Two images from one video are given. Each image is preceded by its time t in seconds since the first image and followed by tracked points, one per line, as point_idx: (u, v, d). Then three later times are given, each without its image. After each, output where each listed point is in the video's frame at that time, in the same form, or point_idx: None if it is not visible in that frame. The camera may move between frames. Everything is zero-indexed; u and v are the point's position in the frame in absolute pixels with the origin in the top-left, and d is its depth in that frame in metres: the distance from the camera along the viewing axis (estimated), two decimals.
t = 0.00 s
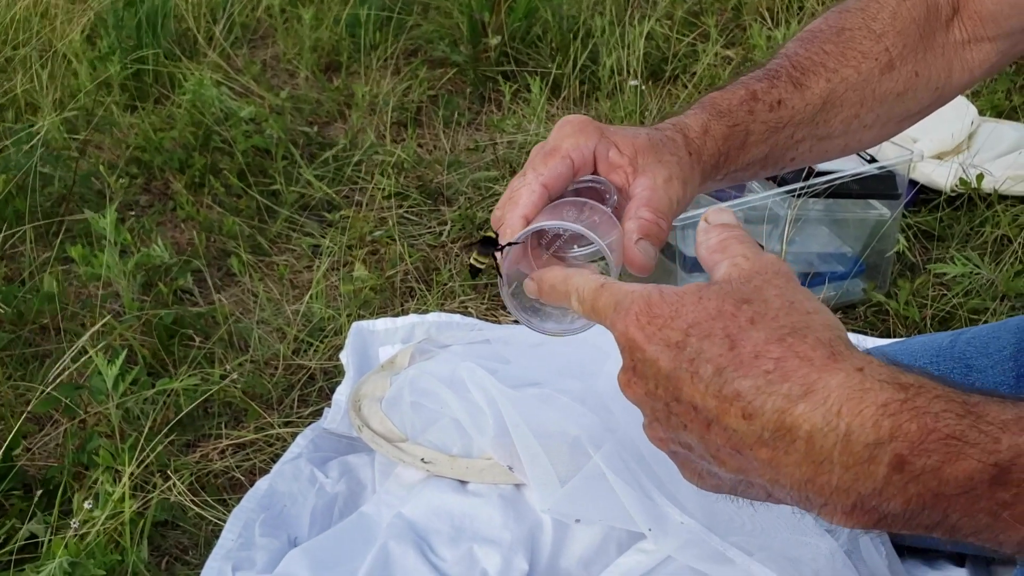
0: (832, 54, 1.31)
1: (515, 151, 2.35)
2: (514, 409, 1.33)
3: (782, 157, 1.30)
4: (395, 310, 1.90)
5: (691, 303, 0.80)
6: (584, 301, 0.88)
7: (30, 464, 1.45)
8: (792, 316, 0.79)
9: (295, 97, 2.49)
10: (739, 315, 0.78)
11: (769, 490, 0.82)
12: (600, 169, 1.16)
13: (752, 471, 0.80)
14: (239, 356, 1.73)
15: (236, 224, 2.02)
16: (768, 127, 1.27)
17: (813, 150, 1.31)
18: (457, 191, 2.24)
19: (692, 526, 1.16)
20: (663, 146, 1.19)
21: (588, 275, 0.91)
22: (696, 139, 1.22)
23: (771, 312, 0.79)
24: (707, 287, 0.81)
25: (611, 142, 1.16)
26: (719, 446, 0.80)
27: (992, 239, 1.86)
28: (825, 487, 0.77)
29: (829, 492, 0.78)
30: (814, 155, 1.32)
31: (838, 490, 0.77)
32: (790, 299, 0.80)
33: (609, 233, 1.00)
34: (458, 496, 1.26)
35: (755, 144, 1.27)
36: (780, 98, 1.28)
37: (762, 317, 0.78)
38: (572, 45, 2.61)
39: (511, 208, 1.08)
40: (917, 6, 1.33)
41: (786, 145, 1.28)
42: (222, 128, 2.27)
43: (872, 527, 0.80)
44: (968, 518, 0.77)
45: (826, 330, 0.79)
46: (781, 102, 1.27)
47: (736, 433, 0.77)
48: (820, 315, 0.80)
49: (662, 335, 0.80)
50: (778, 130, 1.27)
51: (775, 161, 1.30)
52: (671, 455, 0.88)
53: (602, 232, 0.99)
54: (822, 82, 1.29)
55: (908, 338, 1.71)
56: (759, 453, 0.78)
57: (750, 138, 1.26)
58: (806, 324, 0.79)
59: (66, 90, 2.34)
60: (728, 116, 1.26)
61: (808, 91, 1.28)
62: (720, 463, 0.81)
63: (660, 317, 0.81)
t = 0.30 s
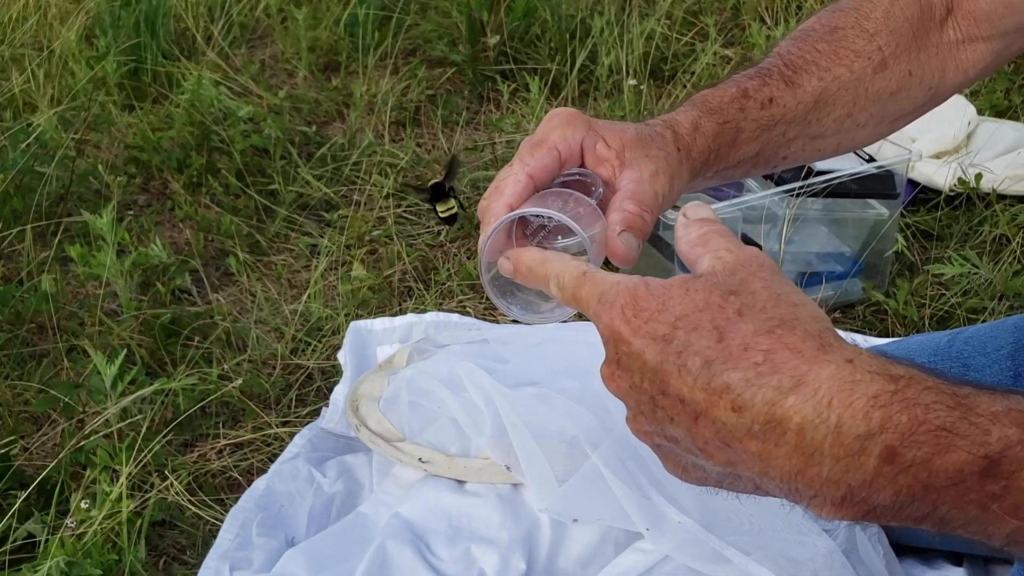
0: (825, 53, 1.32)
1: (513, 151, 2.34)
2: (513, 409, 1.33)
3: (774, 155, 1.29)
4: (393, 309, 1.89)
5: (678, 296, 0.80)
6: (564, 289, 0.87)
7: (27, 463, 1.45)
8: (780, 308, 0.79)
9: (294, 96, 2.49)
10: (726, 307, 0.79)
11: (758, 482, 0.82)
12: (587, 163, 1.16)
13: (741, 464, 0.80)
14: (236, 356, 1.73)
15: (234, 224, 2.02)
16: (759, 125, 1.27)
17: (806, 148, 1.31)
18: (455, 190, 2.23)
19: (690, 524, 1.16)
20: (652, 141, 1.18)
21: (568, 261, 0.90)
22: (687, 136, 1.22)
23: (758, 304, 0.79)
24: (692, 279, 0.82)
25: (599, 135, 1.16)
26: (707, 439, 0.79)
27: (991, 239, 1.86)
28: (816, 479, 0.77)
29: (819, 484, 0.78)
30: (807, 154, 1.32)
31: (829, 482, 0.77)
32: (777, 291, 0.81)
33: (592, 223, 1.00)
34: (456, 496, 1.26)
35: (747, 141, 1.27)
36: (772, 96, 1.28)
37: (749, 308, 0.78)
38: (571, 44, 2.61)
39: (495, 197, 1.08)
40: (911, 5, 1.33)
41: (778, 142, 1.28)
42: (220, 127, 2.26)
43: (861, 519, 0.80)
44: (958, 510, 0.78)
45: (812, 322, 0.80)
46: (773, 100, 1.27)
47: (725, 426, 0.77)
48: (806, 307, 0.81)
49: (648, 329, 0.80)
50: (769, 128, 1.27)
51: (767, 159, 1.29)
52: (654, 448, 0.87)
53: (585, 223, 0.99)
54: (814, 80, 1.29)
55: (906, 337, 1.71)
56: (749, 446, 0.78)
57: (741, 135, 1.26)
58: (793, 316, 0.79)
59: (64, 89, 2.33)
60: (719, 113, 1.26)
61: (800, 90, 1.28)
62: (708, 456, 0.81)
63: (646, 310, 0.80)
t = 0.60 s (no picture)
0: (820, 51, 1.32)
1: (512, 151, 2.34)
2: (513, 409, 1.33)
3: (768, 152, 1.30)
4: (393, 309, 1.90)
5: (672, 290, 0.80)
6: (554, 279, 0.87)
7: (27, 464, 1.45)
8: (772, 300, 0.79)
9: (294, 96, 2.48)
10: (719, 299, 0.79)
11: (750, 474, 0.82)
12: (581, 158, 1.16)
13: (734, 456, 0.80)
14: (236, 356, 1.73)
15: (234, 224, 2.02)
16: (754, 122, 1.27)
17: (800, 147, 1.31)
18: (455, 190, 2.23)
19: (689, 524, 1.16)
20: (646, 137, 1.18)
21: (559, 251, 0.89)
22: (681, 133, 1.22)
23: (751, 296, 0.79)
24: (684, 272, 0.82)
25: (593, 131, 1.16)
26: (700, 431, 0.80)
27: (990, 239, 1.86)
28: (808, 469, 0.78)
29: (811, 474, 0.78)
30: (801, 151, 1.32)
31: (822, 473, 0.77)
32: (769, 283, 0.81)
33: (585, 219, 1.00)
34: (455, 496, 1.26)
35: (741, 138, 1.27)
36: (767, 93, 1.28)
37: (741, 299, 0.79)
38: (571, 44, 2.61)
39: (488, 193, 1.09)
40: (907, 4, 1.33)
41: (772, 140, 1.28)
42: (220, 128, 2.27)
43: (853, 511, 0.81)
44: (950, 502, 0.78)
45: (805, 313, 0.80)
46: (768, 97, 1.27)
47: (719, 418, 0.77)
48: (798, 300, 0.81)
49: (641, 321, 0.80)
50: (764, 125, 1.27)
51: (761, 157, 1.30)
52: (645, 441, 0.87)
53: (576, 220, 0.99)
54: (809, 78, 1.29)
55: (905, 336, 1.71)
56: (742, 437, 0.78)
57: (736, 133, 1.26)
58: (787, 308, 0.79)
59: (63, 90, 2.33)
60: (714, 110, 1.26)
61: (795, 88, 1.28)
62: (700, 448, 0.81)
63: (638, 303, 0.81)
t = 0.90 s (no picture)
0: (817, 47, 1.32)
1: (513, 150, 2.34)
2: (514, 409, 1.33)
3: (764, 147, 1.30)
4: (393, 309, 1.90)
5: (677, 274, 0.80)
6: (552, 261, 0.86)
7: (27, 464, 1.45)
8: (780, 284, 0.80)
9: (294, 96, 2.48)
10: (725, 283, 0.79)
11: (753, 458, 0.82)
12: (576, 152, 1.16)
13: (738, 441, 0.80)
14: (236, 355, 1.73)
15: (234, 224, 2.02)
16: (750, 118, 1.27)
17: (796, 142, 1.31)
18: (455, 190, 2.24)
19: (688, 523, 1.16)
20: (641, 132, 1.18)
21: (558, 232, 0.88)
22: (678, 127, 1.22)
23: (757, 281, 0.80)
24: (690, 255, 0.82)
25: (588, 124, 1.16)
26: (704, 416, 0.80)
27: (991, 238, 1.86)
28: (815, 455, 0.78)
29: (818, 460, 0.78)
30: (798, 147, 1.33)
31: (828, 458, 0.78)
32: (775, 268, 0.82)
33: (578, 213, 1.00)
34: (456, 496, 1.26)
35: (737, 133, 1.27)
36: (763, 88, 1.28)
37: (748, 283, 0.79)
38: (572, 44, 2.60)
39: (482, 186, 1.09)
40: None
41: (769, 136, 1.28)
42: (220, 127, 2.26)
43: (858, 497, 0.81)
44: (953, 489, 0.79)
45: (811, 298, 0.81)
46: (765, 93, 1.27)
47: (725, 403, 0.78)
48: (806, 284, 0.82)
49: (644, 305, 0.79)
50: (760, 121, 1.27)
51: (757, 152, 1.30)
52: (644, 424, 0.88)
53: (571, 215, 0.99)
54: (806, 74, 1.29)
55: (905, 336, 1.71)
56: (748, 423, 0.78)
57: (732, 128, 1.26)
58: (794, 293, 0.80)
59: (63, 90, 2.33)
60: (711, 104, 1.26)
61: (791, 83, 1.28)
62: (702, 432, 0.82)
63: (641, 286, 0.80)
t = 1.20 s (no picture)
0: (818, 44, 1.32)
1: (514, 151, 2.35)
2: (515, 410, 1.32)
3: (764, 144, 1.30)
4: (394, 309, 1.90)
5: (699, 269, 0.79)
6: (563, 255, 0.85)
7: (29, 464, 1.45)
8: (806, 280, 0.80)
9: (295, 96, 2.48)
10: (750, 277, 0.79)
11: (778, 455, 0.84)
12: (576, 146, 1.16)
13: (766, 437, 0.81)
14: (238, 356, 1.73)
15: (235, 224, 2.02)
16: (750, 114, 1.27)
17: (796, 139, 1.31)
18: (456, 191, 2.24)
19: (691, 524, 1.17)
20: (640, 127, 1.18)
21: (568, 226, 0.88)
22: (677, 123, 1.22)
23: (783, 275, 0.80)
24: (710, 250, 0.81)
25: (588, 119, 1.16)
26: (728, 412, 0.80)
27: (992, 239, 1.86)
28: (845, 452, 0.79)
29: (848, 457, 0.79)
30: (798, 144, 1.33)
31: (858, 455, 0.78)
32: (801, 264, 0.82)
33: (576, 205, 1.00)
34: (459, 496, 1.26)
35: (737, 129, 1.27)
36: (763, 84, 1.28)
37: (774, 277, 0.79)
38: (573, 44, 2.60)
39: (481, 179, 1.08)
40: None
41: (768, 132, 1.29)
42: (221, 128, 2.27)
43: (884, 493, 0.82)
44: (982, 486, 0.81)
45: (839, 293, 0.82)
46: (764, 89, 1.28)
47: (753, 399, 0.78)
48: (833, 279, 0.82)
49: (664, 299, 0.79)
50: (760, 117, 1.27)
51: (757, 148, 1.30)
52: (659, 422, 0.88)
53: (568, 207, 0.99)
54: (807, 71, 1.29)
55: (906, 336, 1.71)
56: (777, 419, 0.78)
57: (732, 124, 1.26)
58: (822, 288, 0.81)
59: (64, 90, 2.33)
60: (711, 100, 1.26)
61: (792, 80, 1.29)
62: (727, 429, 0.82)
63: (660, 279, 0.79)
